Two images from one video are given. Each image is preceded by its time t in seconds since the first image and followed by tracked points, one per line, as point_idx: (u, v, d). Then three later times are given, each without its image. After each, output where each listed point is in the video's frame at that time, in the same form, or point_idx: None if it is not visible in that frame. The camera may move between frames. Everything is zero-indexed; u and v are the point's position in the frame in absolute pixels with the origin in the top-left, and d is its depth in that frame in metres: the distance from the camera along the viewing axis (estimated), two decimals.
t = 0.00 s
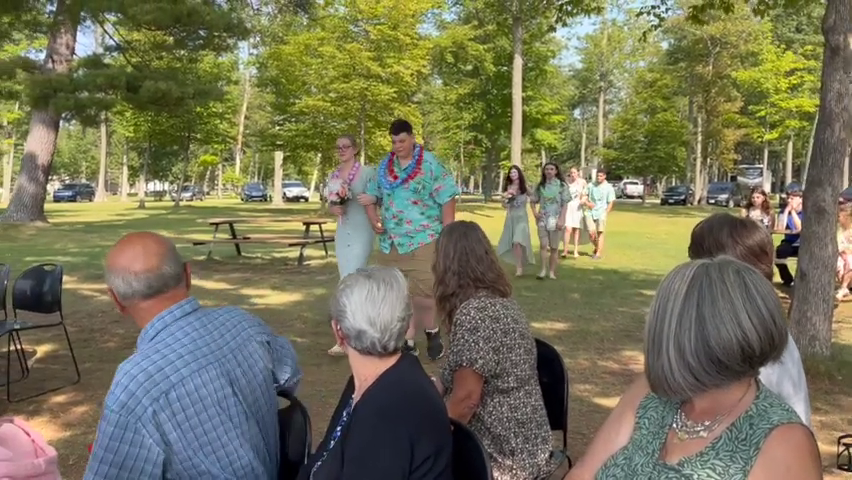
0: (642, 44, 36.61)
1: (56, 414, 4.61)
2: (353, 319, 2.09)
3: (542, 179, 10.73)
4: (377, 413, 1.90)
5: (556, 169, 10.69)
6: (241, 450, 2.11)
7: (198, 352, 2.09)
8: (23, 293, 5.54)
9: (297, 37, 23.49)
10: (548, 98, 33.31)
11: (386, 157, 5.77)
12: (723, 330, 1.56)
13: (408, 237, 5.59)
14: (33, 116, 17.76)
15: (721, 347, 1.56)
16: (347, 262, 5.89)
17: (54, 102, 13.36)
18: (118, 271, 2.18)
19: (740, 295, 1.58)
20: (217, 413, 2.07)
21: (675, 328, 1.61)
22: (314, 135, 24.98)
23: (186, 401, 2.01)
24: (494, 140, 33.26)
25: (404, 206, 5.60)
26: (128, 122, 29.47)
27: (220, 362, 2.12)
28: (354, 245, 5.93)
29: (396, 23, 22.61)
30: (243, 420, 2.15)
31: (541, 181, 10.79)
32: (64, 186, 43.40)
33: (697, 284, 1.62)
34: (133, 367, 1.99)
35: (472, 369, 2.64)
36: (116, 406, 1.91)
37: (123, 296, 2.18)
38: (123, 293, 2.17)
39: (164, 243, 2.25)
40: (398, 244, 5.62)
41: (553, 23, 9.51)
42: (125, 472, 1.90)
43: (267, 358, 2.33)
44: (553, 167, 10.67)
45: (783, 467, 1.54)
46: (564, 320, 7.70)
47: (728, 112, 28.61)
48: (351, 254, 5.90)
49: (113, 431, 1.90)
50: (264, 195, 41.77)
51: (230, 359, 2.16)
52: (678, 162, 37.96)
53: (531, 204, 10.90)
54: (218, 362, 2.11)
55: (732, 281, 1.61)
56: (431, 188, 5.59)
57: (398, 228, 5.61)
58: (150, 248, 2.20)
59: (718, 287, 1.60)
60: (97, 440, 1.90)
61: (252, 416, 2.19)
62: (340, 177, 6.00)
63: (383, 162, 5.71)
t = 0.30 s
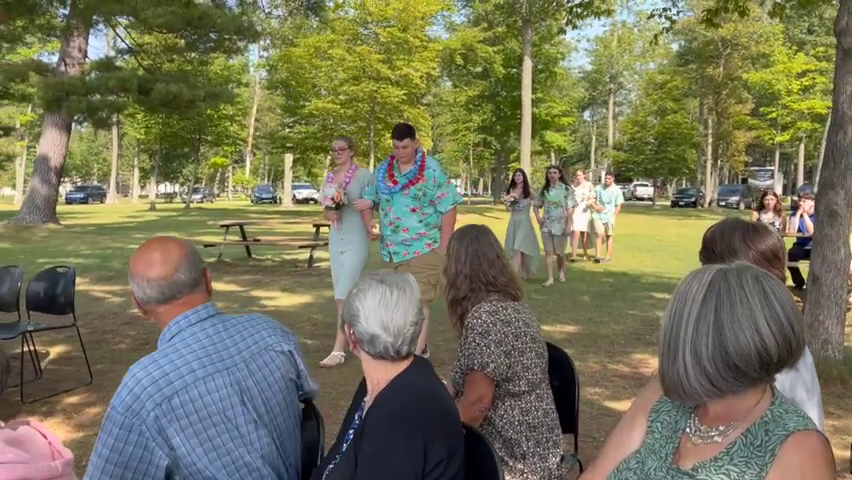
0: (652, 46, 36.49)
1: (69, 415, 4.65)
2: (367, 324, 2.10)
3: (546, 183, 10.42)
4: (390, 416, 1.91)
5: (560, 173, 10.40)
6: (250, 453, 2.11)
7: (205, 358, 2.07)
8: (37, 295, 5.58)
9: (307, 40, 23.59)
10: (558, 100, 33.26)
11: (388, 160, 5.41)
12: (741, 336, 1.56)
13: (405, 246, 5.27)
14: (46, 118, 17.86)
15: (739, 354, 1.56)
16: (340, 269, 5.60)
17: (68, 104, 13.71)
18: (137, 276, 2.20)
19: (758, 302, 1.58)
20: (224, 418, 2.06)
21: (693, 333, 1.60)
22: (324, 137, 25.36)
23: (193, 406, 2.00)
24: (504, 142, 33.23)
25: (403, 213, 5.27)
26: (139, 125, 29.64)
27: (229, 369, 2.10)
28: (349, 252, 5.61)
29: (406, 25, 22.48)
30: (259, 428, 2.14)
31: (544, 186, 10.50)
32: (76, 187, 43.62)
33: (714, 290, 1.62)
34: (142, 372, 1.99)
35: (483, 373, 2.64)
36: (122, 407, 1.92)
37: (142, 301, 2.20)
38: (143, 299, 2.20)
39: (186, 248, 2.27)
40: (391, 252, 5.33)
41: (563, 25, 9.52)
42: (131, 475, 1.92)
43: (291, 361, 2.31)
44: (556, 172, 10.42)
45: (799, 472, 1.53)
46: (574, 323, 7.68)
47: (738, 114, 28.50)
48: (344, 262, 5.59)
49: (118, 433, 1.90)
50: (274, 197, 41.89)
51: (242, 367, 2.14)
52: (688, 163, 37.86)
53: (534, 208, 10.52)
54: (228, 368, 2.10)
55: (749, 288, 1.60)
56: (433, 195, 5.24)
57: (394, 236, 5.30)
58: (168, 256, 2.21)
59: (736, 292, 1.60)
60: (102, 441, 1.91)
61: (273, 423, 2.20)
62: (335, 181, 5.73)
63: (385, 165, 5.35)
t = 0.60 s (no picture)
0: (662, 47, 36.38)
1: (80, 415, 4.67)
2: (377, 325, 2.10)
3: (550, 181, 10.23)
4: (402, 418, 1.92)
5: (565, 172, 10.20)
6: (261, 450, 2.13)
7: (235, 352, 2.13)
8: (48, 295, 5.61)
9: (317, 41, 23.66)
10: (567, 101, 33.22)
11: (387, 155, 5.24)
12: (757, 340, 1.55)
13: (401, 244, 5.08)
14: (58, 120, 17.94)
15: (755, 359, 1.55)
16: (334, 269, 5.52)
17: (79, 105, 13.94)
18: (185, 267, 2.27)
19: (775, 305, 1.57)
20: (246, 410, 2.11)
21: (706, 336, 1.60)
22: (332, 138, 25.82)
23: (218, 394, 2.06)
24: (513, 143, 33.20)
25: (398, 211, 5.09)
26: (149, 127, 29.78)
27: (256, 362, 2.16)
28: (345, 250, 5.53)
29: (414, 27, 22.50)
30: (281, 426, 2.19)
31: (548, 185, 10.26)
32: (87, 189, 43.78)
33: (729, 292, 1.62)
34: (171, 361, 2.04)
35: (493, 374, 2.63)
36: (152, 389, 1.99)
37: (185, 292, 2.26)
38: (187, 289, 2.25)
39: (231, 247, 2.33)
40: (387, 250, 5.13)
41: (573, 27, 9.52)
42: (154, 461, 1.98)
43: (316, 365, 2.36)
44: (562, 171, 10.18)
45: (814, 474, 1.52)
46: (584, 325, 7.66)
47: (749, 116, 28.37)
48: (340, 262, 5.52)
49: (147, 412, 1.97)
50: (283, 199, 41.96)
51: (269, 365, 2.19)
52: (698, 165, 37.76)
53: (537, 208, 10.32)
54: (254, 362, 2.15)
55: (765, 290, 1.60)
56: (431, 192, 5.04)
57: (390, 234, 5.11)
58: (214, 250, 2.28)
59: (751, 295, 1.59)
60: (131, 419, 1.98)
61: (293, 424, 2.24)
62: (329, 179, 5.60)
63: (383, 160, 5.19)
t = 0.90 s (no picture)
0: (671, 48, 36.29)
1: (90, 414, 4.70)
2: (388, 328, 2.11)
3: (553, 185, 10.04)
4: (415, 418, 1.93)
5: (569, 176, 10.01)
6: (273, 444, 2.14)
7: (256, 348, 2.15)
8: (59, 295, 5.63)
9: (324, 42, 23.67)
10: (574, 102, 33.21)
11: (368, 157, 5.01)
12: (771, 342, 1.55)
13: (391, 251, 4.88)
14: (68, 121, 18.01)
15: (769, 362, 1.55)
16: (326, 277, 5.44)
17: (89, 107, 14.00)
18: (218, 264, 2.31)
19: (788, 308, 1.57)
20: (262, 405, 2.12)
21: (719, 339, 1.60)
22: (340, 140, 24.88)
23: (239, 382, 2.08)
24: (521, 144, 33.19)
25: (385, 216, 4.88)
26: (159, 128, 29.90)
27: (277, 357, 2.18)
28: (337, 258, 5.44)
29: (423, 28, 22.59)
30: (298, 422, 2.21)
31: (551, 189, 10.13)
32: (96, 190, 43.94)
33: (742, 295, 1.62)
34: (196, 350, 2.07)
35: (502, 376, 2.64)
36: (175, 377, 2.02)
37: (217, 288, 2.30)
38: (218, 285, 2.29)
39: (264, 249, 2.36)
40: (378, 258, 4.93)
41: (581, 28, 9.52)
42: (171, 447, 1.99)
43: (336, 366, 2.38)
44: (566, 174, 10.04)
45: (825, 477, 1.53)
46: (592, 326, 7.65)
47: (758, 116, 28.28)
48: (332, 268, 5.44)
49: (169, 398, 2.00)
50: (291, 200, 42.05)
51: (289, 361, 2.21)
52: (707, 166, 37.64)
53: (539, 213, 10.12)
54: (274, 356, 2.17)
55: (778, 294, 1.59)
56: (417, 195, 4.82)
57: (378, 240, 4.91)
58: (247, 250, 2.32)
59: (765, 298, 1.59)
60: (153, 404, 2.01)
61: (310, 422, 2.26)
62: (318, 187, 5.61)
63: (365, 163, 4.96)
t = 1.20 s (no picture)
0: (680, 49, 36.17)
1: (100, 414, 4.72)
2: (398, 331, 2.11)
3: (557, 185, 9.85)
4: (428, 421, 1.94)
5: (572, 175, 9.80)
6: (292, 446, 2.16)
7: (274, 350, 2.16)
8: (69, 295, 5.66)
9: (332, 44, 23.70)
10: (583, 103, 33.14)
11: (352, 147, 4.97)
12: (785, 346, 1.55)
13: (378, 244, 4.85)
14: (78, 122, 18.07)
15: (783, 365, 1.55)
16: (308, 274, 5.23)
17: (98, 108, 14.09)
18: (231, 267, 2.30)
19: (802, 312, 1.57)
20: (281, 407, 2.14)
21: (732, 342, 1.60)
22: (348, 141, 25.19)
23: (261, 386, 2.10)
24: (529, 145, 33.16)
25: (372, 207, 4.84)
26: (168, 129, 30.01)
27: (295, 358, 2.20)
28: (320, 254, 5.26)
29: (431, 29, 22.62)
30: (318, 420, 2.28)
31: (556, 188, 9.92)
32: (106, 191, 44.11)
33: (756, 297, 1.61)
34: (217, 354, 2.09)
35: (511, 377, 2.64)
36: (199, 383, 2.03)
37: (229, 291, 2.29)
38: (230, 288, 2.29)
39: (276, 252, 2.37)
40: (364, 254, 4.89)
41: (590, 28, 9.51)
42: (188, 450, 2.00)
43: (347, 367, 2.40)
44: (569, 173, 9.79)
45: None
46: (600, 328, 7.63)
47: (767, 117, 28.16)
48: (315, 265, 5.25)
49: (193, 405, 2.01)
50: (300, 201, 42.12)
51: (304, 363, 2.23)
52: (716, 167, 37.51)
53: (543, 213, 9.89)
54: (292, 357, 2.19)
55: (792, 298, 1.59)
56: (406, 184, 4.79)
57: (365, 234, 4.87)
58: (260, 253, 2.32)
59: (778, 301, 1.59)
60: (179, 410, 2.02)
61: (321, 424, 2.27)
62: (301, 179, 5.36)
63: (349, 153, 4.92)
